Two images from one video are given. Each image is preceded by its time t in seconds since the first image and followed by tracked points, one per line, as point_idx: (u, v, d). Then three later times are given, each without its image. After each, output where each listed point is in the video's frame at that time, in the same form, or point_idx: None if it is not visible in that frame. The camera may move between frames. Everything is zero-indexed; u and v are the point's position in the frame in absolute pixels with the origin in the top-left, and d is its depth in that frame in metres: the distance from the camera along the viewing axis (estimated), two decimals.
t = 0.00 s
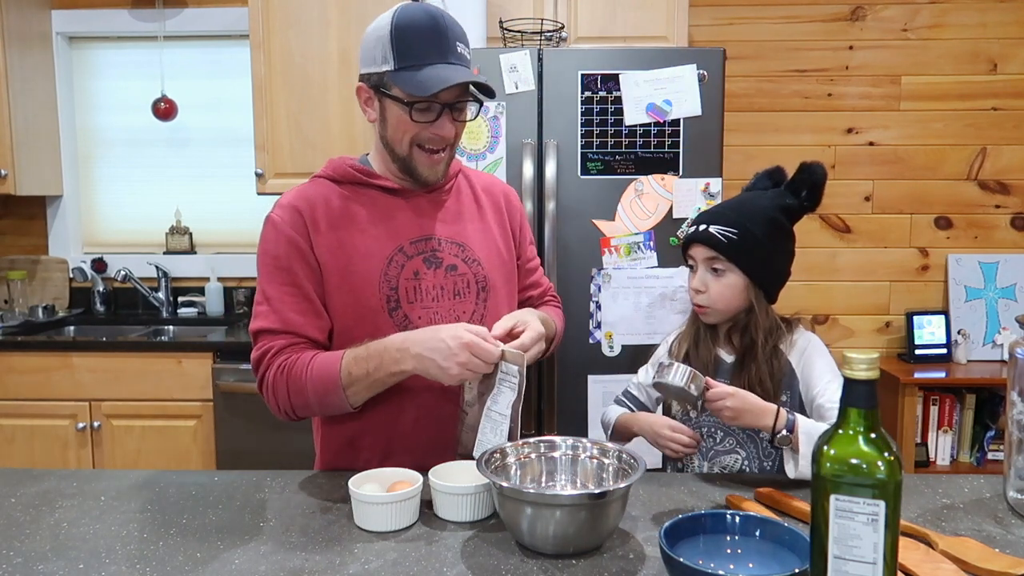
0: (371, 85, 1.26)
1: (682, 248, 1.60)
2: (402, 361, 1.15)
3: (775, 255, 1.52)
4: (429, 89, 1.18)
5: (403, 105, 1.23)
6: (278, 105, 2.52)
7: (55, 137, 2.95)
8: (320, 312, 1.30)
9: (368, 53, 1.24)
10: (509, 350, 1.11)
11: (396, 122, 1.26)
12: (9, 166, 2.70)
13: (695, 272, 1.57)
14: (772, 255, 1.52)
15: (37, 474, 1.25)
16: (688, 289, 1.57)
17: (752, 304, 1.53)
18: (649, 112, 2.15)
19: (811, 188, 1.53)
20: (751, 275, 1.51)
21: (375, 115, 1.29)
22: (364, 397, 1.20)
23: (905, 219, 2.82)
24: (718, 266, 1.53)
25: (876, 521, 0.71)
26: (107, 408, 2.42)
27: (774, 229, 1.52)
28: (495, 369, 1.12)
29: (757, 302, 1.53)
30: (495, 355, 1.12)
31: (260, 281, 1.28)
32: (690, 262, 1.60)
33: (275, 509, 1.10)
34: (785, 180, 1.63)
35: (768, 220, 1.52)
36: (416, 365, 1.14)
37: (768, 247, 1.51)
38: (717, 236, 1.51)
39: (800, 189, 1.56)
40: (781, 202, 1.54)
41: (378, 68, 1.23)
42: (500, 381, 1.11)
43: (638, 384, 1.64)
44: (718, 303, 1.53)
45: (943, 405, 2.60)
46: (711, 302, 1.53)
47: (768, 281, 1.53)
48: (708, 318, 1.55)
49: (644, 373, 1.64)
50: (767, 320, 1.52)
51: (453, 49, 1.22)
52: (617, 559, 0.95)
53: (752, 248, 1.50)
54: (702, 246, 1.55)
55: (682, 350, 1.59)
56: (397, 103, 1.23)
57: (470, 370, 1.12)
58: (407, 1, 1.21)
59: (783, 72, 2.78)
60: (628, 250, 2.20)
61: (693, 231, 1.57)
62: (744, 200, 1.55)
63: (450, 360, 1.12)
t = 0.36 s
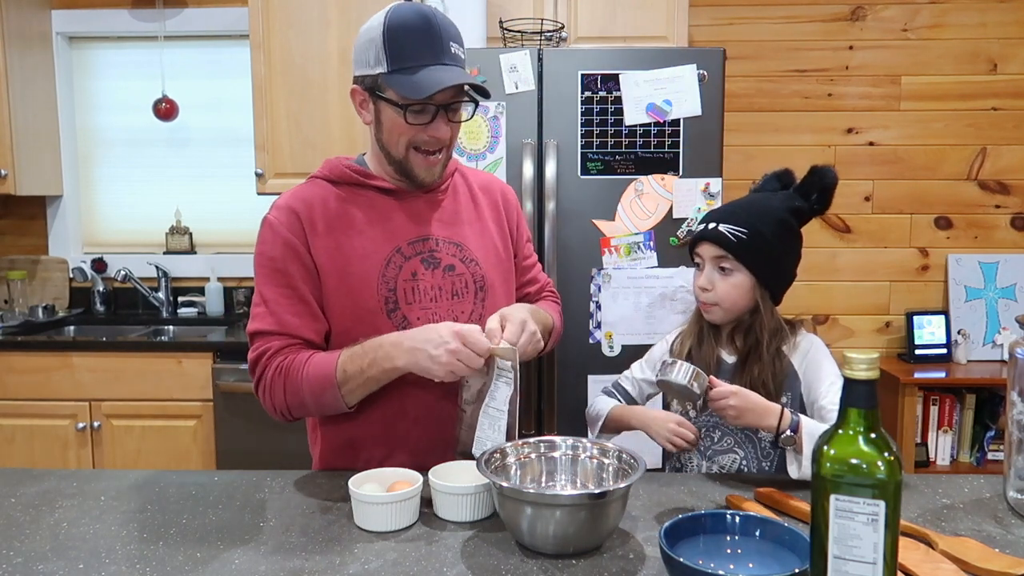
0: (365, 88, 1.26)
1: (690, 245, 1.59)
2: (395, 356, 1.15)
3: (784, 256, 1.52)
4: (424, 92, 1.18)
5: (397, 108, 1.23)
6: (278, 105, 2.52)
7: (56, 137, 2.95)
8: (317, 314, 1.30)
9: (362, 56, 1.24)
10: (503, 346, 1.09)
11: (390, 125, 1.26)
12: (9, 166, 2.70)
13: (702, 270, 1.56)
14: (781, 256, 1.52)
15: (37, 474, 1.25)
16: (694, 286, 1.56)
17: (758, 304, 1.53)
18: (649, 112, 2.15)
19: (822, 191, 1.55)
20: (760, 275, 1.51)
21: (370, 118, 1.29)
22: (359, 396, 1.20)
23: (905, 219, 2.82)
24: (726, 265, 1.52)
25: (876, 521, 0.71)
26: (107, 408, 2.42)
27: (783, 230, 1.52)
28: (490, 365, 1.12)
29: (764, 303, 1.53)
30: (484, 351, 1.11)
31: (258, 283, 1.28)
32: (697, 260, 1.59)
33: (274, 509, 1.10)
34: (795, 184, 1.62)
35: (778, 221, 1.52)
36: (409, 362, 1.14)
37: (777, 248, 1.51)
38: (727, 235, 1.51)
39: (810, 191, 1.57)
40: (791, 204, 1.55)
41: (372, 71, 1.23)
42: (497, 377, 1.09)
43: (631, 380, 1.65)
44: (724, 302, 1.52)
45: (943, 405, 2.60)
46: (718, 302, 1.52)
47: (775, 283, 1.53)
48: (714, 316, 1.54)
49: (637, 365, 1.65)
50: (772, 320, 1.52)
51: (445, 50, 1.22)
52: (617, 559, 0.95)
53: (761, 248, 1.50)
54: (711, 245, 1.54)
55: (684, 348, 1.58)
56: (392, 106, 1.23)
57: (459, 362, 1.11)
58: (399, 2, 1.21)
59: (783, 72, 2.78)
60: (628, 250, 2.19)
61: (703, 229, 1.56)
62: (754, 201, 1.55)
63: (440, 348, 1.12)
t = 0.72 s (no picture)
0: (366, 89, 1.25)
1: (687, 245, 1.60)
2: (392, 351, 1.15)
3: (781, 256, 1.52)
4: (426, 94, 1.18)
5: (397, 109, 1.22)
6: (278, 105, 2.52)
7: (56, 137, 2.95)
8: (316, 311, 1.30)
9: (362, 57, 1.24)
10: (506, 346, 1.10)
11: (391, 126, 1.26)
12: (9, 166, 2.70)
13: (699, 270, 1.57)
14: (778, 256, 1.52)
15: (37, 474, 1.25)
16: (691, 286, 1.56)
17: (755, 304, 1.53)
18: (649, 112, 2.15)
19: (820, 191, 1.54)
20: (756, 275, 1.51)
21: (370, 118, 1.29)
22: (355, 391, 1.20)
23: (905, 219, 2.82)
24: (722, 264, 1.53)
25: (876, 521, 0.71)
26: (107, 409, 2.42)
27: (781, 230, 1.52)
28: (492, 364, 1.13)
29: (760, 303, 1.53)
30: (485, 353, 1.12)
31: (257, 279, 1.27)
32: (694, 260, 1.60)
33: (275, 508, 1.10)
34: (793, 184, 1.62)
35: (775, 221, 1.52)
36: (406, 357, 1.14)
37: (774, 249, 1.51)
38: (724, 234, 1.51)
39: (808, 191, 1.57)
40: (789, 204, 1.54)
41: (372, 72, 1.23)
42: (503, 379, 1.10)
43: (623, 370, 1.66)
44: (721, 301, 1.52)
45: (943, 405, 2.60)
46: (715, 301, 1.52)
47: (773, 283, 1.53)
48: (710, 316, 1.54)
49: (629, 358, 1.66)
50: (769, 320, 1.52)
51: (446, 52, 1.22)
52: (617, 560, 0.95)
53: (757, 248, 1.50)
54: (707, 244, 1.54)
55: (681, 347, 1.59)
56: (392, 108, 1.23)
57: (462, 368, 1.12)
58: (399, 3, 1.21)
59: (783, 72, 2.78)
60: (628, 250, 2.19)
61: (699, 229, 1.57)
62: (752, 200, 1.54)
63: (443, 356, 1.11)
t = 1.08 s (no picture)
0: (363, 89, 1.25)
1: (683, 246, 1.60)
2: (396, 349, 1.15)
3: (774, 256, 1.52)
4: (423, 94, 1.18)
5: (395, 109, 1.22)
6: (278, 105, 2.52)
7: (55, 137, 2.95)
8: (317, 310, 1.30)
9: (359, 57, 1.24)
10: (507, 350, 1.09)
11: (390, 126, 1.26)
12: (9, 166, 2.70)
13: (694, 272, 1.57)
14: (771, 256, 1.51)
15: (37, 475, 1.25)
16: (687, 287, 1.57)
17: (749, 305, 1.53)
18: (649, 112, 2.15)
19: (815, 190, 1.50)
20: (750, 276, 1.51)
21: (368, 119, 1.28)
22: (359, 390, 1.20)
23: (905, 219, 2.82)
24: (716, 266, 1.53)
25: (876, 521, 0.71)
26: (107, 409, 2.42)
27: (775, 229, 1.51)
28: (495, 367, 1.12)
29: (755, 304, 1.53)
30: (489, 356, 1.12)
31: (258, 278, 1.27)
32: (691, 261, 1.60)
33: (275, 509, 1.10)
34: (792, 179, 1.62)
35: (769, 221, 1.51)
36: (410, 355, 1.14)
37: (768, 250, 1.51)
38: (716, 237, 1.51)
39: (804, 189, 1.53)
40: (784, 202, 1.53)
41: (370, 72, 1.22)
42: (505, 381, 1.10)
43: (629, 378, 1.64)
44: (716, 303, 1.53)
45: (943, 405, 2.60)
46: (710, 302, 1.53)
47: (769, 283, 1.53)
48: (707, 317, 1.55)
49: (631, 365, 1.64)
50: (763, 321, 1.52)
51: (443, 52, 1.22)
52: (617, 559, 0.95)
53: (751, 249, 1.50)
54: (700, 246, 1.55)
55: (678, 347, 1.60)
56: (389, 108, 1.23)
57: (465, 367, 1.12)
58: (396, 2, 1.21)
59: (783, 72, 2.78)
60: (628, 250, 2.19)
61: (693, 230, 1.57)
62: (747, 199, 1.53)
63: (447, 354, 1.11)
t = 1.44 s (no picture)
0: (364, 89, 1.25)
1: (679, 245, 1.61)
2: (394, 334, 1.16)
3: (768, 257, 1.51)
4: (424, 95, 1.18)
5: (395, 110, 1.22)
6: (278, 105, 2.52)
7: (55, 137, 2.95)
8: (317, 309, 1.30)
9: (361, 58, 1.24)
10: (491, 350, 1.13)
11: (389, 126, 1.26)
12: (9, 166, 2.70)
13: (686, 269, 1.57)
14: (764, 256, 1.51)
15: (37, 475, 1.25)
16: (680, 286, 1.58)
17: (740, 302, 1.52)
18: (649, 112, 2.15)
19: (812, 193, 1.51)
20: (738, 276, 1.51)
21: (368, 119, 1.29)
22: (361, 379, 1.20)
23: (905, 219, 2.82)
24: (707, 264, 1.53)
25: (876, 521, 0.71)
26: (107, 409, 2.42)
27: (768, 231, 1.50)
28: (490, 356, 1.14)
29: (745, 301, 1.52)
30: (478, 345, 1.14)
31: (258, 278, 1.28)
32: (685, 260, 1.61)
33: (274, 508, 1.10)
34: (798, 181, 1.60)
35: (762, 222, 1.50)
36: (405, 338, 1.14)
37: (759, 252, 1.50)
38: (706, 235, 1.51)
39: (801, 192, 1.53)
40: (780, 204, 1.51)
41: (371, 72, 1.22)
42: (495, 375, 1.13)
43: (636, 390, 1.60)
44: (706, 301, 1.53)
45: (943, 405, 2.60)
46: (700, 299, 1.53)
47: (761, 283, 1.52)
48: (697, 315, 1.55)
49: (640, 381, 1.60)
50: (754, 318, 1.51)
51: (445, 53, 1.22)
52: (617, 559, 0.95)
53: (742, 249, 1.50)
54: (692, 244, 1.55)
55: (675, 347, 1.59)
56: (389, 109, 1.23)
57: (452, 343, 1.12)
58: (398, 3, 1.21)
59: (783, 72, 2.78)
60: (628, 250, 2.20)
61: (688, 227, 1.57)
62: (743, 200, 1.53)
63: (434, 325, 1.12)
